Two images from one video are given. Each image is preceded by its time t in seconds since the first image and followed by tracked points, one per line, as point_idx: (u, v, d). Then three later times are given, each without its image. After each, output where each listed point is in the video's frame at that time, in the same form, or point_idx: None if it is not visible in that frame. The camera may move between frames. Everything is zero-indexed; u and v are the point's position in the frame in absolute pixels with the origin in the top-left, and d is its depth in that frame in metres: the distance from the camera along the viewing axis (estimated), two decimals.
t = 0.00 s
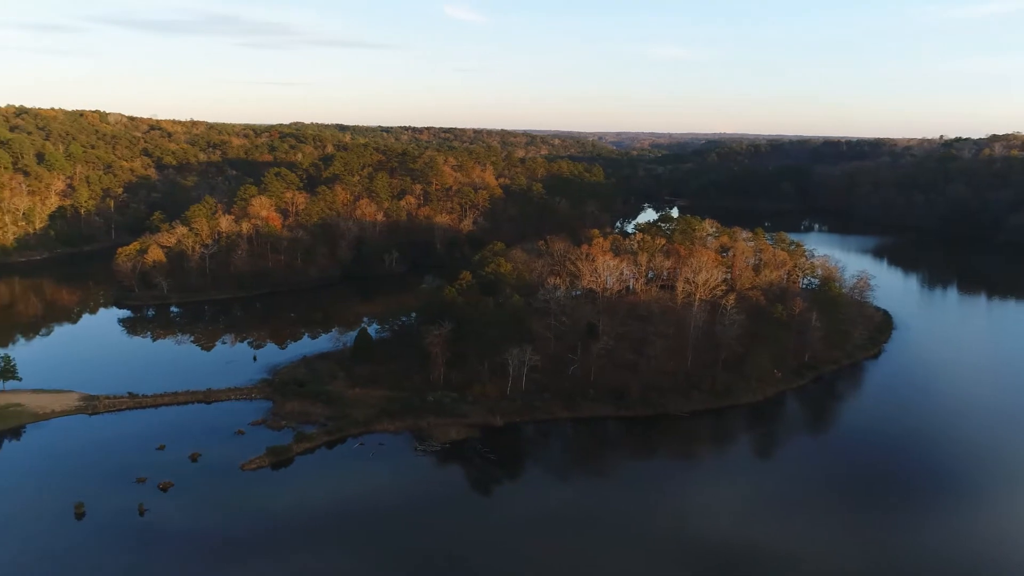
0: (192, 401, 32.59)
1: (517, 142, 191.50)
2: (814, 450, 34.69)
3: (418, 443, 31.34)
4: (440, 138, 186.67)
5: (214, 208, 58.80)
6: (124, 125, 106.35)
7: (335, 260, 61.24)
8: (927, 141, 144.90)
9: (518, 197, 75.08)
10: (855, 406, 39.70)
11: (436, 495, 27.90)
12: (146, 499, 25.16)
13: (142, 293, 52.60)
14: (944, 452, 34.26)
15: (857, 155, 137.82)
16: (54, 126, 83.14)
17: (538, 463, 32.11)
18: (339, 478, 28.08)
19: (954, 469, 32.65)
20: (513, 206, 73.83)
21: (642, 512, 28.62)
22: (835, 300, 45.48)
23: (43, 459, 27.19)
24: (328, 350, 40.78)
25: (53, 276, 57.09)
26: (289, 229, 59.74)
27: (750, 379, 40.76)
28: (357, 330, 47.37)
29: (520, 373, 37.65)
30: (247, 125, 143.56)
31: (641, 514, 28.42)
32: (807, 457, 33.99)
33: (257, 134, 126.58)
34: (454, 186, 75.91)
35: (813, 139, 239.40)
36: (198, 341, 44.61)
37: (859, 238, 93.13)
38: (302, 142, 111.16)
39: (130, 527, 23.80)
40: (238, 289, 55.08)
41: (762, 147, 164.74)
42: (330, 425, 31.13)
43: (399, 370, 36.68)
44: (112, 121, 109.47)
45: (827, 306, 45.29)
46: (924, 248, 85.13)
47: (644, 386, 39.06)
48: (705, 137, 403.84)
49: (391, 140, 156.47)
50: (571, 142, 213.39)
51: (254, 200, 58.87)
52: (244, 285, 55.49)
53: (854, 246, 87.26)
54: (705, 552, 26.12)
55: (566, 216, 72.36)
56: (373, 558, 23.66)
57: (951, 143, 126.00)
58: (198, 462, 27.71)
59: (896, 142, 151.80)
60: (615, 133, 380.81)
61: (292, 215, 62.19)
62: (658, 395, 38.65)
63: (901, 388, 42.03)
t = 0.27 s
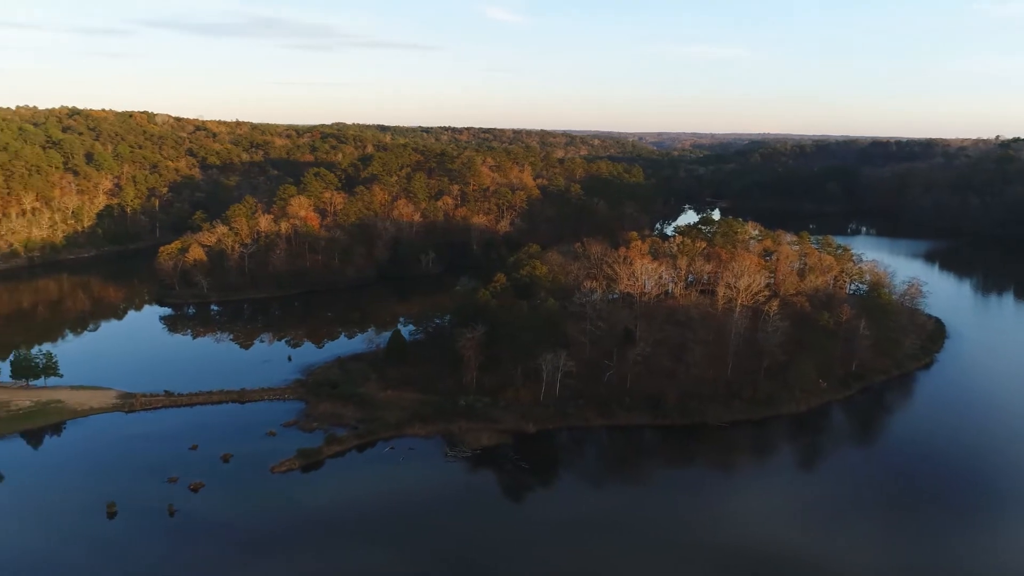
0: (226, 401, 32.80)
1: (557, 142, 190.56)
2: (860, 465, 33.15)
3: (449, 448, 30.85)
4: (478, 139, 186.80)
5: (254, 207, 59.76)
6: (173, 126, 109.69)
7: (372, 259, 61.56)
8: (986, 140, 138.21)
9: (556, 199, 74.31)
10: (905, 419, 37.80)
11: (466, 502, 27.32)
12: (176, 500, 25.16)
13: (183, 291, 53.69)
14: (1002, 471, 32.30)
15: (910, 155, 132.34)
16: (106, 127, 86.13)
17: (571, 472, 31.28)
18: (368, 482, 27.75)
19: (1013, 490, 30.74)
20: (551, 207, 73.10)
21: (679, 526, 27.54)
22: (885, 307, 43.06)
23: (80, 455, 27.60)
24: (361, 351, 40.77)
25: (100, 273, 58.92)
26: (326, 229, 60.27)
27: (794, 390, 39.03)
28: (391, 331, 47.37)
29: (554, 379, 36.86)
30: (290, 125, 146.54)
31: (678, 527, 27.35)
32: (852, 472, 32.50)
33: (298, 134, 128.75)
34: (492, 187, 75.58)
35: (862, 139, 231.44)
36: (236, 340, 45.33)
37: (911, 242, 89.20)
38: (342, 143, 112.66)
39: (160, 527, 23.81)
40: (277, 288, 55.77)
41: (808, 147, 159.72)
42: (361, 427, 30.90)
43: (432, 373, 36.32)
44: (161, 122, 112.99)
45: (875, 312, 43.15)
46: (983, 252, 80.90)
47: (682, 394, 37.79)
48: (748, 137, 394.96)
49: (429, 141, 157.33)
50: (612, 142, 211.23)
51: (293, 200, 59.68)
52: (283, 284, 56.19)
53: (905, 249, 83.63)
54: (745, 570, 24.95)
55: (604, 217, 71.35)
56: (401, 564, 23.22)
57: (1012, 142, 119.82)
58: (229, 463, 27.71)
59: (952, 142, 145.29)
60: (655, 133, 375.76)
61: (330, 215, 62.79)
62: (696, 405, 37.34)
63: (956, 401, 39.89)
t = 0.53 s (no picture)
0: (259, 401, 32.82)
1: (596, 142, 189.04)
2: (908, 485, 31.57)
3: (480, 454, 30.32)
4: (516, 139, 186.59)
5: (292, 207, 60.50)
6: (218, 127, 112.54)
7: (408, 260, 61.70)
8: None
9: (595, 200, 73.31)
10: (958, 437, 35.87)
11: (495, 511, 26.66)
12: (206, 501, 25.08)
13: (221, 289, 54.57)
14: None
15: (967, 156, 126.46)
16: (153, 128, 88.80)
17: (604, 483, 30.40)
18: (397, 487, 27.37)
19: None
20: (589, 209, 72.12)
21: (716, 543, 26.44)
22: (937, 316, 40.57)
23: (114, 450, 27.76)
24: (394, 353, 40.63)
25: (144, 271, 60.52)
26: (363, 229, 60.57)
27: (840, 402, 37.30)
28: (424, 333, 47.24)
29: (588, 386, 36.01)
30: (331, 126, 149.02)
31: (715, 545, 26.26)
32: (899, 492, 30.99)
33: (338, 134, 130.65)
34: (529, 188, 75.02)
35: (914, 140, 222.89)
36: (273, 339, 45.90)
37: (967, 247, 85.07)
38: (381, 143, 113.75)
39: (189, 527, 23.72)
40: (313, 288, 56.27)
41: (857, 147, 154.36)
42: (392, 431, 30.59)
43: (464, 377, 35.89)
44: (207, 122, 116.03)
45: (927, 320, 40.80)
46: None
47: (721, 404, 36.44)
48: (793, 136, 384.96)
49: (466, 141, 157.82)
50: (652, 142, 208.32)
51: (330, 201, 60.30)
52: (319, 284, 56.71)
53: (960, 254, 79.88)
54: None
55: (643, 218, 70.22)
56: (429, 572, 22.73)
57: None
58: (259, 465, 27.63)
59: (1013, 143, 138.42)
60: (696, 133, 369.64)
61: (367, 214, 63.14)
62: (736, 415, 35.97)
63: (1013, 418, 37.72)
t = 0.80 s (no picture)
0: (290, 403, 32.82)
1: (635, 142, 186.82)
2: (964, 507, 29.70)
3: (510, 462, 29.69)
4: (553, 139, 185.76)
5: (329, 207, 61.00)
6: (259, 128, 114.81)
7: (443, 261, 61.61)
8: None
9: (632, 202, 72.02)
10: (1018, 457, 33.72)
11: (525, 520, 25.99)
12: (233, 504, 24.82)
13: (258, 288, 55.29)
14: None
15: None
16: (197, 128, 91.04)
17: (638, 494, 29.38)
18: (425, 494, 26.87)
19: None
20: (626, 210, 70.85)
21: (756, 562, 25.19)
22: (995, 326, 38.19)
23: (147, 447, 27.87)
24: (426, 355, 40.36)
25: (185, 270, 61.86)
26: (398, 230, 60.59)
27: (888, 415, 35.49)
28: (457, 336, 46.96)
29: (623, 393, 35.05)
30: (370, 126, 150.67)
31: (755, 564, 25.01)
32: (955, 514, 29.14)
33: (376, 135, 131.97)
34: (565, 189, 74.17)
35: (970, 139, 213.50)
36: (308, 338, 46.29)
37: None
38: (419, 143, 114.40)
39: (215, 530, 23.45)
40: (347, 288, 56.63)
41: (908, 147, 148.43)
42: (421, 436, 30.18)
43: (496, 382, 35.36)
44: (249, 123, 118.48)
45: (982, 330, 38.45)
46: None
47: (762, 414, 35.00)
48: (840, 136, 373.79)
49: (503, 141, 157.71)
50: (692, 142, 204.69)
51: (367, 201, 60.61)
52: (354, 284, 57.05)
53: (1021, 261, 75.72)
54: None
55: (682, 220, 69.07)
56: None
57: None
58: (288, 468, 27.41)
59: None
60: (738, 133, 362.28)
61: (403, 214, 63.21)
62: (777, 426, 34.48)
63: None
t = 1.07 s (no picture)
0: (318, 405, 32.64)
1: (673, 143, 183.98)
2: None
3: (540, 471, 28.96)
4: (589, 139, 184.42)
5: (363, 208, 61.22)
6: (298, 129, 116.69)
7: (476, 262, 61.37)
8: None
9: (670, 203, 70.61)
10: None
11: (554, 531, 25.19)
12: (259, 509, 24.46)
13: (293, 288, 55.80)
14: None
15: None
16: (238, 129, 92.91)
17: (672, 507, 28.34)
18: (452, 502, 26.22)
19: None
20: (663, 212, 69.44)
21: None
22: None
23: (177, 446, 27.81)
24: (457, 358, 39.95)
25: (223, 269, 62.89)
26: (432, 230, 60.48)
27: (939, 431, 33.66)
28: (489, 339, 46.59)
29: (657, 402, 34.04)
30: (407, 126, 151.85)
31: None
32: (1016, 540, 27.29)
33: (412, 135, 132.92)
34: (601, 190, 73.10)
35: None
36: (342, 338, 46.58)
37: None
38: (454, 143, 114.64)
39: (240, 535, 23.07)
40: (381, 288, 56.76)
41: (962, 147, 142.31)
42: (450, 441, 29.66)
43: (527, 388, 34.77)
44: (288, 124, 120.51)
45: None
46: None
47: (803, 426, 33.53)
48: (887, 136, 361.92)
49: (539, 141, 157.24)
50: (732, 143, 200.48)
51: (401, 201, 60.68)
52: (388, 285, 57.20)
53: None
54: None
55: (721, 222, 67.43)
56: None
57: None
58: (315, 472, 27.07)
59: None
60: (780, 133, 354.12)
61: (437, 215, 63.15)
62: (819, 438, 32.96)
63: None
